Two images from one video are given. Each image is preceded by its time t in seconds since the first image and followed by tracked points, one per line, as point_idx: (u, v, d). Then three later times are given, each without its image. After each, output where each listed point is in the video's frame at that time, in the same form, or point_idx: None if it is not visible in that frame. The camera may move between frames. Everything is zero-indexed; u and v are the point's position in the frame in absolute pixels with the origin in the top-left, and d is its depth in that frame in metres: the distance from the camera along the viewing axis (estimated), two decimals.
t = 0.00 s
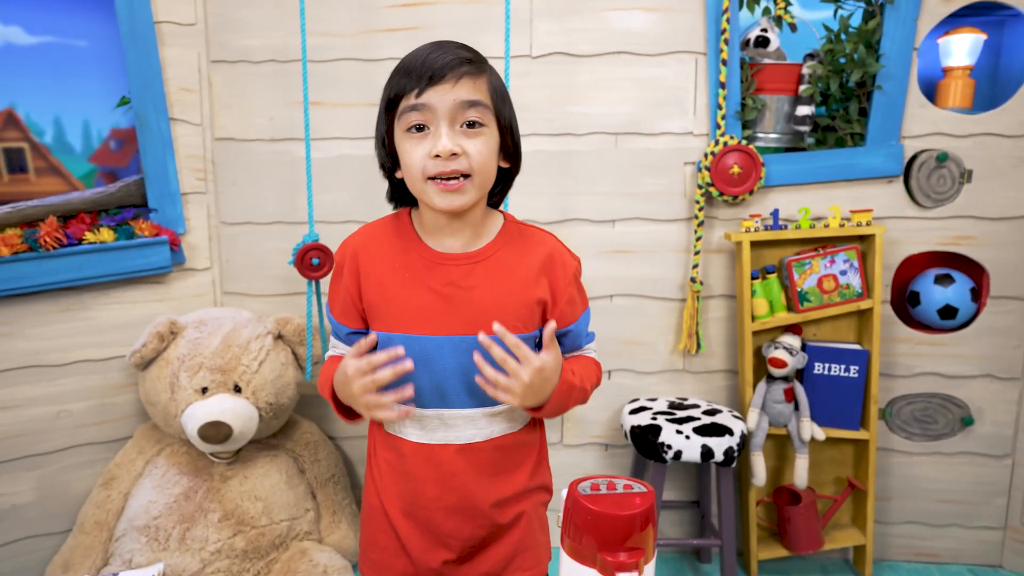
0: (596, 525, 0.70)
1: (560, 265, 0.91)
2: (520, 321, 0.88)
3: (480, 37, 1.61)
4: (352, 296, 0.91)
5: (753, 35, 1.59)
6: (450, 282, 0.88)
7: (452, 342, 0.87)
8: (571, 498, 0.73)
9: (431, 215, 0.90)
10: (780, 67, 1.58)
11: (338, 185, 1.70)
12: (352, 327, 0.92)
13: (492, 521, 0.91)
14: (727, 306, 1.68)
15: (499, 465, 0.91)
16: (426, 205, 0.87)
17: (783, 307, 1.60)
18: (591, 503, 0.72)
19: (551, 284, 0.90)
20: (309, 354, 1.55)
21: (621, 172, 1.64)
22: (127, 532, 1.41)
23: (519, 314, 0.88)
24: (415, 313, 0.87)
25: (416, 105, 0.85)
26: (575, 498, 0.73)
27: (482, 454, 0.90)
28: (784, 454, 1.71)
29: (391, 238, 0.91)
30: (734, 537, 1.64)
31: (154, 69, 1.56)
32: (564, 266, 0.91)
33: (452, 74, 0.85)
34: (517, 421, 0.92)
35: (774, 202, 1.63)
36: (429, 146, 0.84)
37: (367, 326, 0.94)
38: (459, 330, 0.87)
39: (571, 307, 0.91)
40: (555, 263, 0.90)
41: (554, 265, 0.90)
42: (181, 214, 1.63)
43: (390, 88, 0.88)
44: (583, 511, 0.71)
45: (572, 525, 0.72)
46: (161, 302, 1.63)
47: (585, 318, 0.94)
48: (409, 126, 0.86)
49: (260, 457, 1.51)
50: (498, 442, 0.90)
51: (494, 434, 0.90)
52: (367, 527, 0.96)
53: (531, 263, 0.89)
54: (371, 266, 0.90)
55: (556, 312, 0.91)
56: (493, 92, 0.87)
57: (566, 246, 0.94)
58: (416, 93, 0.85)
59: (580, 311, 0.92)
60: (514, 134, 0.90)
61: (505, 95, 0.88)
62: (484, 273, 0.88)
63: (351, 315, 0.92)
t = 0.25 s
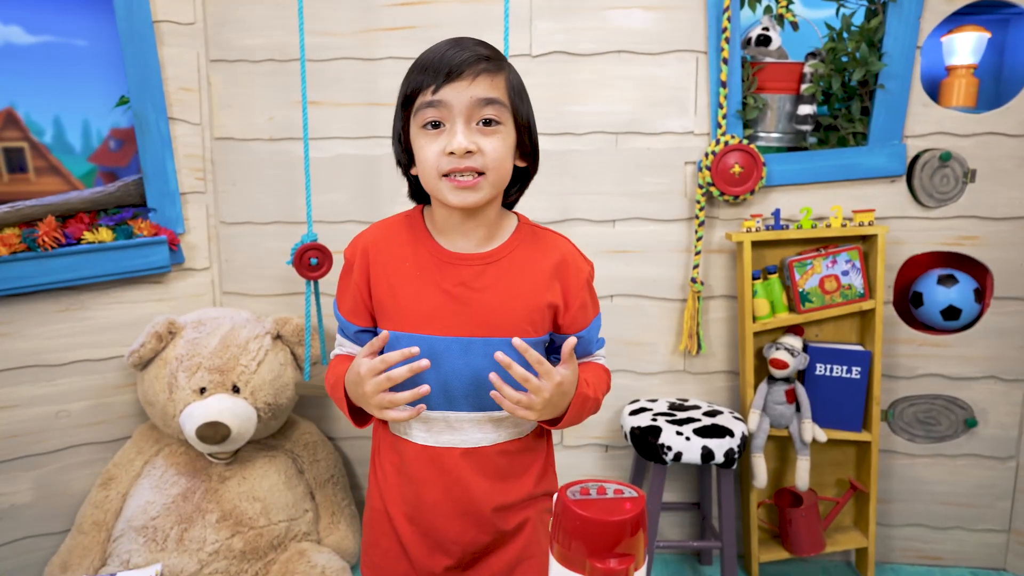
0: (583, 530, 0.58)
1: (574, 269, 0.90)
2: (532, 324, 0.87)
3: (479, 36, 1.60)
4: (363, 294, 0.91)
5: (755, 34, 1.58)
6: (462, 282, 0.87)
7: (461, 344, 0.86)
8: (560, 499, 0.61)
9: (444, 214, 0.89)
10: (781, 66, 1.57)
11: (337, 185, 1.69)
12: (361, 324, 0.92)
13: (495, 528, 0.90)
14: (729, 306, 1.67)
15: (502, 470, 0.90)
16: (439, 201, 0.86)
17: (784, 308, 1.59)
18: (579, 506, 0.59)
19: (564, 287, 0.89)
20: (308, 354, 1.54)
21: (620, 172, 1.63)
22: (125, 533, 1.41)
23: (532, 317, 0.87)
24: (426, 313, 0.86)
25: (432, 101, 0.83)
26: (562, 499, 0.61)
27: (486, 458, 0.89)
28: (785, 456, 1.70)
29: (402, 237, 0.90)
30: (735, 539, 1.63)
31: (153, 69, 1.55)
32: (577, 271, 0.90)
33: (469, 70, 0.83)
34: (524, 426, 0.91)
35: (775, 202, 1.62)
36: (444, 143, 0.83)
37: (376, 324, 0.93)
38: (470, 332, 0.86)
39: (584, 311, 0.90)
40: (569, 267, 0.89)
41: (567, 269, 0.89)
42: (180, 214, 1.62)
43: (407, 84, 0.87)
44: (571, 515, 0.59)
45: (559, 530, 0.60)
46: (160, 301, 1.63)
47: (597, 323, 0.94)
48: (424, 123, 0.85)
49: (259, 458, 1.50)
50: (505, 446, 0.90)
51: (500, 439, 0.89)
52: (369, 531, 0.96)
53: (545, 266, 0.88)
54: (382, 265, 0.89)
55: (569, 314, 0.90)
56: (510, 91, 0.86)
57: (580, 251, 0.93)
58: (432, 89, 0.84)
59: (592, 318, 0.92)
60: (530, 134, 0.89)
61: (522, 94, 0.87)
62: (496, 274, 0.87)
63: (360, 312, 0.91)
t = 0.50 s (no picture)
0: (578, 539, 0.58)
1: (583, 273, 0.89)
2: (540, 329, 0.86)
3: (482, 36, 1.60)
4: (369, 299, 0.90)
5: (760, 33, 1.57)
6: (469, 287, 0.86)
7: (468, 349, 0.85)
8: (557, 506, 0.61)
9: (451, 218, 0.88)
10: (786, 66, 1.56)
11: (339, 186, 1.69)
12: (367, 330, 0.91)
13: (499, 539, 0.89)
14: (732, 307, 1.66)
15: (509, 480, 0.89)
16: (446, 204, 0.85)
17: (789, 310, 1.57)
18: (574, 514, 0.59)
19: (573, 291, 0.88)
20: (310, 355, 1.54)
21: (624, 172, 1.62)
22: (127, 534, 1.40)
23: (540, 323, 0.86)
24: (432, 318, 0.86)
25: (437, 99, 0.83)
26: (558, 507, 0.61)
27: (491, 467, 0.88)
28: (790, 459, 1.69)
29: (409, 241, 0.90)
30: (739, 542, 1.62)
31: (156, 69, 1.55)
32: (586, 276, 0.89)
33: (475, 69, 0.83)
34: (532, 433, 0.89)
35: (780, 203, 1.61)
36: (450, 142, 0.82)
37: (382, 330, 0.93)
38: (476, 337, 0.85)
39: (592, 315, 0.90)
40: (578, 271, 0.88)
41: (576, 273, 0.89)
42: (183, 215, 1.62)
43: (412, 84, 0.86)
44: (567, 524, 0.59)
45: (556, 538, 0.60)
46: (163, 302, 1.63)
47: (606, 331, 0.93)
48: (430, 122, 0.84)
49: (261, 459, 1.50)
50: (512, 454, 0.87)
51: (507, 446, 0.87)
52: (374, 536, 0.96)
53: (553, 271, 0.87)
54: (389, 269, 0.89)
55: (578, 318, 0.89)
56: (516, 90, 0.85)
57: (590, 255, 0.92)
58: (438, 88, 0.83)
59: (601, 324, 0.92)
60: (537, 134, 0.89)
61: (529, 92, 0.87)
62: (504, 279, 0.86)
63: (366, 317, 0.91)
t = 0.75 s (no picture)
0: (579, 548, 0.58)
1: (587, 274, 0.88)
2: (542, 330, 0.85)
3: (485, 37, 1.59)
4: (370, 303, 0.90)
5: (764, 34, 1.56)
6: (472, 291, 0.86)
7: (471, 354, 0.85)
8: (557, 516, 0.61)
9: (452, 219, 0.88)
10: (791, 67, 1.55)
11: (342, 187, 1.69)
12: (369, 335, 0.91)
13: (502, 547, 0.88)
14: (737, 309, 1.65)
15: (514, 487, 0.88)
16: (447, 202, 0.84)
17: (794, 312, 1.56)
18: (575, 524, 0.60)
19: (576, 291, 0.88)
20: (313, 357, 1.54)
21: (628, 174, 1.62)
22: (129, 535, 1.40)
23: (543, 324, 0.85)
24: (434, 322, 0.85)
25: (433, 92, 0.83)
26: (559, 516, 0.61)
27: (496, 476, 0.87)
28: (794, 462, 1.68)
29: (410, 246, 0.89)
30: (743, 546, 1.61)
31: (159, 70, 1.55)
32: (589, 277, 0.88)
33: (469, 60, 0.83)
34: (537, 439, 0.89)
35: (784, 204, 1.60)
36: (448, 132, 0.82)
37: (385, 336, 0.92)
38: (479, 341, 0.85)
39: (595, 315, 0.89)
40: (582, 273, 0.88)
41: (579, 274, 0.88)
42: (186, 216, 1.62)
43: (408, 82, 0.87)
44: (567, 533, 0.59)
45: (557, 548, 0.60)
46: (166, 303, 1.63)
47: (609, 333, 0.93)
48: (427, 115, 0.84)
49: (264, 461, 1.50)
50: (517, 462, 0.87)
51: (512, 453, 0.87)
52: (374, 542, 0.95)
53: (556, 274, 0.87)
54: (390, 275, 0.88)
55: (582, 319, 0.89)
56: (512, 81, 0.86)
57: (594, 254, 0.91)
58: (433, 81, 0.84)
59: (605, 324, 0.91)
60: (535, 127, 0.88)
61: (525, 86, 0.87)
62: (506, 283, 0.86)
63: (367, 324, 0.91)
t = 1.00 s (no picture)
0: (579, 555, 0.57)
1: (587, 272, 0.88)
2: (544, 329, 0.85)
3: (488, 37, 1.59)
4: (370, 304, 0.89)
5: (768, 34, 1.55)
6: (472, 289, 0.85)
7: (471, 352, 0.84)
8: (557, 522, 0.61)
9: (452, 218, 0.87)
10: (794, 67, 1.54)
11: (344, 187, 1.68)
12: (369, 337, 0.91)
13: (504, 554, 0.87)
14: (740, 310, 1.65)
15: (515, 490, 0.87)
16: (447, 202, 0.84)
17: (797, 313, 1.56)
18: (575, 530, 0.59)
19: (577, 290, 0.87)
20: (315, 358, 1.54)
21: (630, 174, 1.61)
22: (130, 536, 1.40)
23: (544, 323, 0.85)
24: (434, 321, 0.85)
25: (439, 94, 0.82)
26: (559, 521, 0.61)
27: (497, 478, 0.86)
28: (797, 464, 1.67)
29: (410, 246, 0.89)
30: (746, 548, 1.60)
31: (161, 71, 1.55)
32: (590, 274, 0.88)
33: (477, 63, 0.82)
34: (539, 440, 0.88)
35: (787, 205, 1.60)
36: (453, 135, 0.81)
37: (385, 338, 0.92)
38: (479, 339, 0.84)
39: (597, 317, 0.89)
40: (582, 271, 0.87)
41: (580, 273, 0.87)
42: (188, 216, 1.62)
43: (413, 81, 0.86)
44: (568, 539, 0.59)
45: (557, 553, 0.60)
46: (168, 304, 1.63)
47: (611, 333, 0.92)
48: (432, 117, 0.83)
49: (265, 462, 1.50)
50: (518, 462, 0.86)
51: (514, 453, 0.86)
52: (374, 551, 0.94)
53: (557, 271, 0.86)
54: (389, 275, 0.88)
55: (582, 318, 0.88)
56: (517, 86, 0.85)
57: (595, 254, 0.91)
58: (439, 82, 0.82)
59: (607, 324, 0.90)
60: (537, 131, 0.88)
61: (530, 90, 0.87)
62: (506, 281, 0.85)
63: (366, 325, 0.90)
